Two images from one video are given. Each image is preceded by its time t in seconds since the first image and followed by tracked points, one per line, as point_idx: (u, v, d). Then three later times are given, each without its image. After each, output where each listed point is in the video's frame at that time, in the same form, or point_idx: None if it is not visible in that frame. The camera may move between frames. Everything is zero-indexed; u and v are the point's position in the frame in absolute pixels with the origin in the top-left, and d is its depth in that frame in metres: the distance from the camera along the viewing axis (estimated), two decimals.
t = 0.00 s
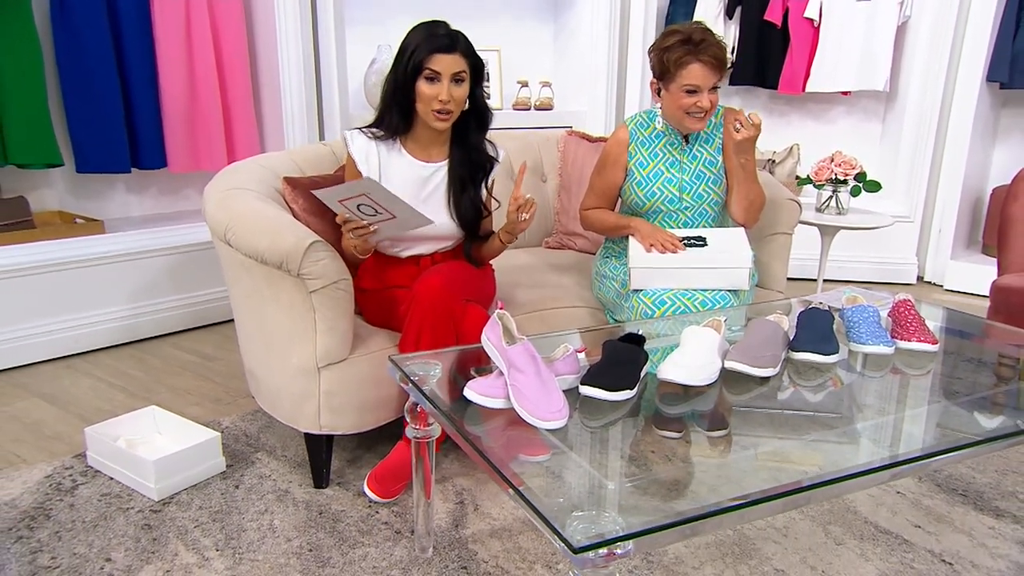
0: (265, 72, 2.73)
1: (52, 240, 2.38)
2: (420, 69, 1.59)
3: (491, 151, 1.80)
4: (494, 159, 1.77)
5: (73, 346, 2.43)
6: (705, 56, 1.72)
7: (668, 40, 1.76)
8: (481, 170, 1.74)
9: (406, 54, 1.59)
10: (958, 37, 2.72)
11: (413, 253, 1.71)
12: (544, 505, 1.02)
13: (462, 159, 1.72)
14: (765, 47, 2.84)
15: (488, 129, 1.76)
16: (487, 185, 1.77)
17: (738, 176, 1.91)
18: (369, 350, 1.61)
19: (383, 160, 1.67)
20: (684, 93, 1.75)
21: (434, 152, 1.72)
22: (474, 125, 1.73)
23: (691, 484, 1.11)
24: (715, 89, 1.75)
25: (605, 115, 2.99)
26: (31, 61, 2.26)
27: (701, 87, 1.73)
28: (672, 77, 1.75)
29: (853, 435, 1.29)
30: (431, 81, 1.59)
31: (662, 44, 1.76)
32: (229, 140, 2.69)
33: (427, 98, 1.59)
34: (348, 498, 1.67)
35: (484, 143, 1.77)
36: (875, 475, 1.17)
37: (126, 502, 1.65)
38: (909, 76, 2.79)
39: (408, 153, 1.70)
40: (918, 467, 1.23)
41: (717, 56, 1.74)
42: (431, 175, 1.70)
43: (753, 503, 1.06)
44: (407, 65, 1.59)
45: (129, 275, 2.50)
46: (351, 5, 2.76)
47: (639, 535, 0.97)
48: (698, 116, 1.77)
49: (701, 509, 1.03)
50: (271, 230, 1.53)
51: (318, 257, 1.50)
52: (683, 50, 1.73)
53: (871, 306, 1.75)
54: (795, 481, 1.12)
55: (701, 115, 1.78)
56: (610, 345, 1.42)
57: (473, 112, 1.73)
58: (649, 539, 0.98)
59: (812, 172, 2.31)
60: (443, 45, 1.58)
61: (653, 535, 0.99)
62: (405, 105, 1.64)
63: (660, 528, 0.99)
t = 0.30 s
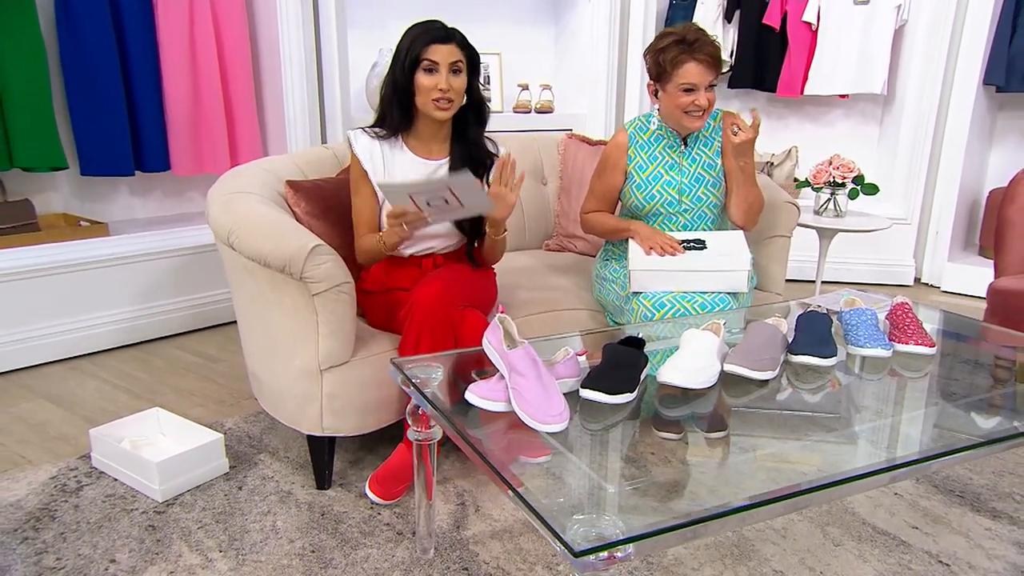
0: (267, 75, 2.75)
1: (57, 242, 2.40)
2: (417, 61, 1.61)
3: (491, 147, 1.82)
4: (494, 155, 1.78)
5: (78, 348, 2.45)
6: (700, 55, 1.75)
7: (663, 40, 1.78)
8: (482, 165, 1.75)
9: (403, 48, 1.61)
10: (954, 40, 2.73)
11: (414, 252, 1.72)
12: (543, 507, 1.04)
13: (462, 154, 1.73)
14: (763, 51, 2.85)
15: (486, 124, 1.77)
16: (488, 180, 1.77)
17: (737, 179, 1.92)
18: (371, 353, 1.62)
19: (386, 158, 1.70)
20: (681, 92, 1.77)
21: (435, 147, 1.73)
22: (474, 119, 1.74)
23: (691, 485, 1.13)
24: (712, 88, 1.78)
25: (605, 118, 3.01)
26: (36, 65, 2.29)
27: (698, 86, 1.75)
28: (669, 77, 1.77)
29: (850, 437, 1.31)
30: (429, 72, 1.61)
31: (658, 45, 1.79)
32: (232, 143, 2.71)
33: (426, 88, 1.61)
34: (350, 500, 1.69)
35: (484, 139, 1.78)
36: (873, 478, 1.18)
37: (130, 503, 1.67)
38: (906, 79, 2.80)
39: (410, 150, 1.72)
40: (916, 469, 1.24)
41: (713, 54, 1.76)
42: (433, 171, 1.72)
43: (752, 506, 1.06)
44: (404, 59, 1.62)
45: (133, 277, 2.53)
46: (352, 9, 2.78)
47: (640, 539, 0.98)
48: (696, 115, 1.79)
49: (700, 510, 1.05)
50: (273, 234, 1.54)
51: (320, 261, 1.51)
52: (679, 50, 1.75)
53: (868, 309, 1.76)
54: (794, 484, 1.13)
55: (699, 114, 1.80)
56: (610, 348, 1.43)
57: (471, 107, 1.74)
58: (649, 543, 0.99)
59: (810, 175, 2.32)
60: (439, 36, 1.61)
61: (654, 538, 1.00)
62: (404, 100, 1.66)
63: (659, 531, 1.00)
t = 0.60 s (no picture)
0: (270, 78, 2.77)
1: (62, 244, 2.43)
2: (417, 61, 1.63)
3: (488, 146, 1.83)
4: (491, 155, 1.79)
5: (82, 349, 2.48)
6: (696, 55, 1.77)
7: (659, 44, 1.81)
8: (479, 165, 1.76)
9: (403, 48, 1.64)
10: (950, 44, 2.75)
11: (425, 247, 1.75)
12: (542, 508, 1.06)
13: (460, 154, 1.74)
14: (760, 54, 2.87)
15: (483, 124, 1.79)
16: (486, 179, 1.79)
17: (736, 181, 1.94)
18: (373, 355, 1.65)
19: (385, 154, 1.72)
20: (678, 93, 1.79)
21: (433, 146, 1.75)
22: (469, 120, 1.76)
23: (690, 485, 1.15)
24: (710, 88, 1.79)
25: (604, 121, 3.02)
26: (42, 70, 2.31)
27: (695, 86, 1.77)
28: (666, 79, 1.79)
29: (848, 438, 1.33)
30: (428, 73, 1.63)
31: (654, 48, 1.81)
32: (235, 146, 2.74)
33: (425, 89, 1.63)
34: (352, 501, 1.71)
35: (481, 139, 1.80)
36: (872, 482, 1.19)
37: (134, 504, 1.69)
38: (903, 83, 2.82)
39: (409, 147, 1.74)
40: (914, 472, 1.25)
41: (708, 55, 1.78)
42: (430, 168, 1.74)
43: (752, 510, 1.07)
44: (403, 60, 1.64)
45: (137, 279, 2.55)
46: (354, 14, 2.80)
47: (639, 542, 0.99)
48: (693, 115, 1.81)
49: (696, 512, 1.07)
50: (275, 238, 1.56)
51: (323, 264, 1.54)
52: (675, 51, 1.77)
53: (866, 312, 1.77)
54: (794, 488, 1.14)
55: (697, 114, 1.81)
56: (610, 351, 1.45)
57: (468, 108, 1.75)
58: (649, 547, 1.00)
59: (808, 178, 2.33)
60: (439, 38, 1.63)
61: (654, 542, 1.01)
62: (404, 99, 1.68)
63: (659, 535, 1.01)
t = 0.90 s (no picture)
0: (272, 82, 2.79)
1: (67, 247, 2.46)
2: (416, 66, 1.65)
3: (487, 149, 1.85)
4: (491, 156, 1.82)
5: (87, 351, 2.50)
6: (693, 55, 1.79)
7: (655, 47, 1.84)
8: (479, 167, 1.79)
9: (402, 53, 1.65)
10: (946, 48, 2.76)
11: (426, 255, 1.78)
12: (541, 508, 1.08)
13: (460, 156, 1.76)
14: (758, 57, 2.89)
15: (482, 127, 1.81)
16: (486, 180, 1.81)
17: (733, 183, 1.96)
18: (375, 357, 1.67)
19: (385, 159, 1.73)
20: (677, 93, 1.80)
21: (434, 149, 1.77)
22: (469, 123, 1.78)
23: (688, 485, 1.17)
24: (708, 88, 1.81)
25: (604, 124, 3.04)
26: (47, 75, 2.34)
27: (693, 85, 1.79)
28: (665, 80, 1.81)
29: (845, 438, 1.35)
30: (428, 77, 1.65)
31: (651, 50, 1.84)
32: (238, 149, 2.76)
33: (426, 93, 1.65)
34: (354, 501, 1.74)
35: (480, 142, 1.82)
36: (870, 484, 1.20)
37: (138, 504, 1.71)
38: (899, 88, 2.83)
39: (410, 150, 1.76)
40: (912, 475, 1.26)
41: (704, 55, 1.81)
42: (431, 171, 1.76)
43: (753, 512, 1.08)
44: (403, 66, 1.65)
45: (141, 281, 2.58)
46: (356, 18, 2.82)
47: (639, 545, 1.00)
48: (693, 114, 1.82)
49: (692, 512, 1.09)
50: (278, 242, 1.57)
51: (325, 267, 1.55)
52: (672, 53, 1.80)
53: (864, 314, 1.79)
54: (793, 490, 1.15)
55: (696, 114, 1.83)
56: (609, 354, 1.47)
57: (466, 112, 1.77)
58: (651, 548, 1.02)
59: (806, 181, 2.35)
60: (437, 42, 1.65)
61: (656, 544, 1.02)
62: (404, 103, 1.70)
63: (659, 537, 1.03)
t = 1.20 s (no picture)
0: (276, 85, 2.82)
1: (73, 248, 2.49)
2: (421, 74, 1.67)
3: (487, 152, 1.89)
4: (491, 160, 1.85)
5: (92, 352, 2.54)
6: (691, 59, 1.82)
7: (654, 50, 1.86)
8: (480, 171, 1.82)
9: (408, 61, 1.67)
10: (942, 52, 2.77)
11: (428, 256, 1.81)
12: (540, 506, 1.10)
13: (461, 161, 1.80)
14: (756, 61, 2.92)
15: (482, 131, 1.84)
16: (486, 184, 1.85)
17: (731, 185, 1.98)
18: (378, 358, 1.69)
19: (388, 163, 1.76)
20: (676, 95, 1.83)
21: (435, 153, 1.80)
22: (470, 128, 1.81)
23: (687, 484, 1.19)
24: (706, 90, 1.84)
25: (604, 127, 3.07)
26: (53, 78, 2.38)
27: (692, 88, 1.81)
28: (664, 83, 1.84)
29: (842, 437, 1.37)
30: (432, 86, 1.68)
31: (650, 54, 1.86)
32: (243, 152, 2.79)
33: (429, 101, 1.68)
34: (357, 500, 1.76)
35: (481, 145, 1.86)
36: (867, 483, 1.23)
37: (144, 503, 1.74)
38: (896, 90, 2.85)
39: (413, 154, 1.78)
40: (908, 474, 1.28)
41: (702, 59, 1.84)
42: (433, 175, 1.79)
43: (753, 510, 1.10)
44: (407, 74, 1.68)
45: (146, 282, 2.61)
46: (358, 22, 2.85)
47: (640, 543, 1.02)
48: (691, 117, 1.84)
49: (689, 511, 1.11)
50: (282, 243, 1.59)
51: (329, 268, 1.57)
52: (671, 55, 1.82)
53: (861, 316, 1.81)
54: (791, 489, 1.17)
55: (695, 116, 1.85)
56: (609, 355, 1.49)
57: (468, 116, 1.81)
58: (651, 547, 1.04)
59: (803, 183, 2.37)
60: (443, 51, 1.67)
61: (656, 543, 1.04)
62: (408, 109, 1.73)
63: (661, 536, 1.05)
